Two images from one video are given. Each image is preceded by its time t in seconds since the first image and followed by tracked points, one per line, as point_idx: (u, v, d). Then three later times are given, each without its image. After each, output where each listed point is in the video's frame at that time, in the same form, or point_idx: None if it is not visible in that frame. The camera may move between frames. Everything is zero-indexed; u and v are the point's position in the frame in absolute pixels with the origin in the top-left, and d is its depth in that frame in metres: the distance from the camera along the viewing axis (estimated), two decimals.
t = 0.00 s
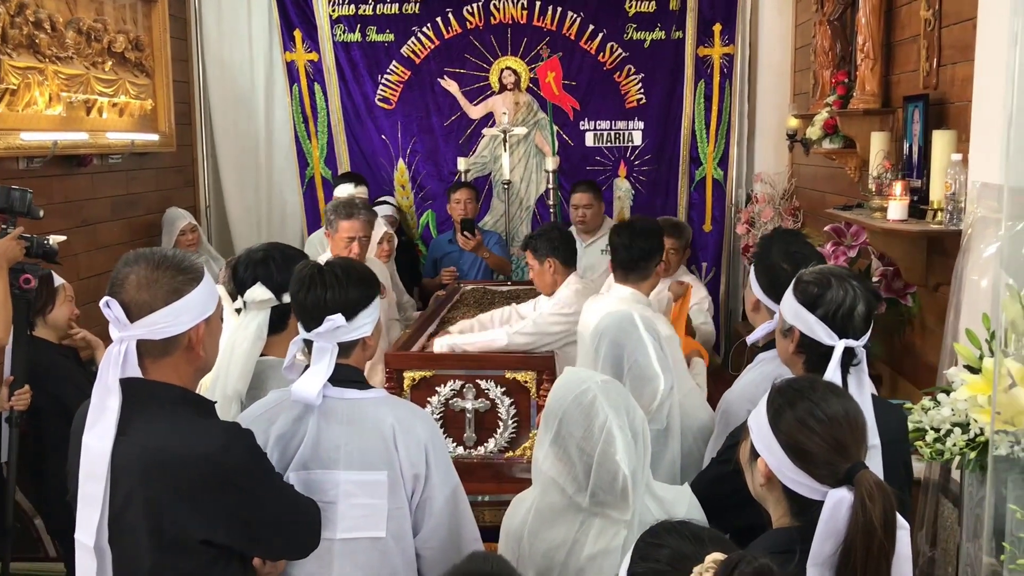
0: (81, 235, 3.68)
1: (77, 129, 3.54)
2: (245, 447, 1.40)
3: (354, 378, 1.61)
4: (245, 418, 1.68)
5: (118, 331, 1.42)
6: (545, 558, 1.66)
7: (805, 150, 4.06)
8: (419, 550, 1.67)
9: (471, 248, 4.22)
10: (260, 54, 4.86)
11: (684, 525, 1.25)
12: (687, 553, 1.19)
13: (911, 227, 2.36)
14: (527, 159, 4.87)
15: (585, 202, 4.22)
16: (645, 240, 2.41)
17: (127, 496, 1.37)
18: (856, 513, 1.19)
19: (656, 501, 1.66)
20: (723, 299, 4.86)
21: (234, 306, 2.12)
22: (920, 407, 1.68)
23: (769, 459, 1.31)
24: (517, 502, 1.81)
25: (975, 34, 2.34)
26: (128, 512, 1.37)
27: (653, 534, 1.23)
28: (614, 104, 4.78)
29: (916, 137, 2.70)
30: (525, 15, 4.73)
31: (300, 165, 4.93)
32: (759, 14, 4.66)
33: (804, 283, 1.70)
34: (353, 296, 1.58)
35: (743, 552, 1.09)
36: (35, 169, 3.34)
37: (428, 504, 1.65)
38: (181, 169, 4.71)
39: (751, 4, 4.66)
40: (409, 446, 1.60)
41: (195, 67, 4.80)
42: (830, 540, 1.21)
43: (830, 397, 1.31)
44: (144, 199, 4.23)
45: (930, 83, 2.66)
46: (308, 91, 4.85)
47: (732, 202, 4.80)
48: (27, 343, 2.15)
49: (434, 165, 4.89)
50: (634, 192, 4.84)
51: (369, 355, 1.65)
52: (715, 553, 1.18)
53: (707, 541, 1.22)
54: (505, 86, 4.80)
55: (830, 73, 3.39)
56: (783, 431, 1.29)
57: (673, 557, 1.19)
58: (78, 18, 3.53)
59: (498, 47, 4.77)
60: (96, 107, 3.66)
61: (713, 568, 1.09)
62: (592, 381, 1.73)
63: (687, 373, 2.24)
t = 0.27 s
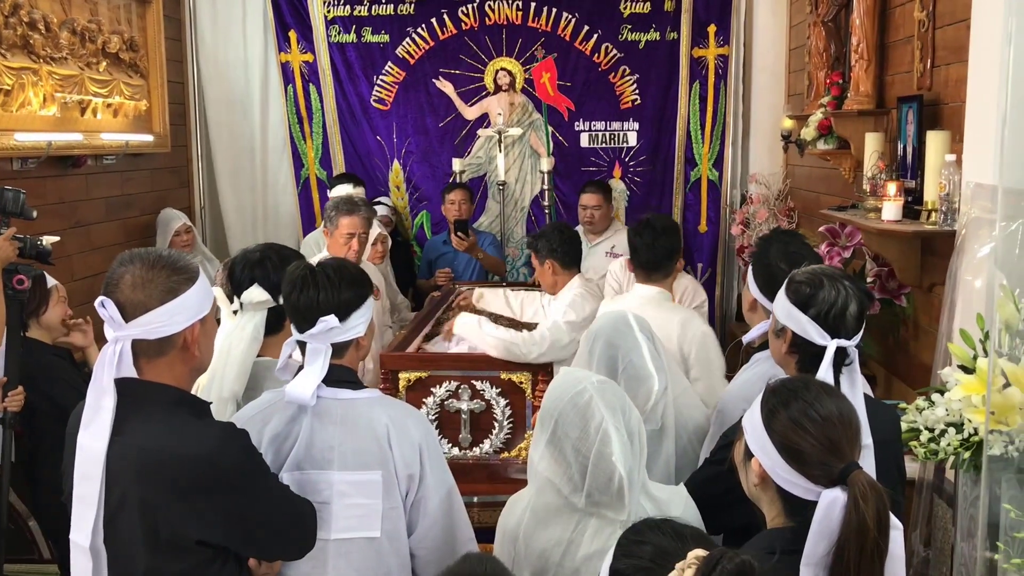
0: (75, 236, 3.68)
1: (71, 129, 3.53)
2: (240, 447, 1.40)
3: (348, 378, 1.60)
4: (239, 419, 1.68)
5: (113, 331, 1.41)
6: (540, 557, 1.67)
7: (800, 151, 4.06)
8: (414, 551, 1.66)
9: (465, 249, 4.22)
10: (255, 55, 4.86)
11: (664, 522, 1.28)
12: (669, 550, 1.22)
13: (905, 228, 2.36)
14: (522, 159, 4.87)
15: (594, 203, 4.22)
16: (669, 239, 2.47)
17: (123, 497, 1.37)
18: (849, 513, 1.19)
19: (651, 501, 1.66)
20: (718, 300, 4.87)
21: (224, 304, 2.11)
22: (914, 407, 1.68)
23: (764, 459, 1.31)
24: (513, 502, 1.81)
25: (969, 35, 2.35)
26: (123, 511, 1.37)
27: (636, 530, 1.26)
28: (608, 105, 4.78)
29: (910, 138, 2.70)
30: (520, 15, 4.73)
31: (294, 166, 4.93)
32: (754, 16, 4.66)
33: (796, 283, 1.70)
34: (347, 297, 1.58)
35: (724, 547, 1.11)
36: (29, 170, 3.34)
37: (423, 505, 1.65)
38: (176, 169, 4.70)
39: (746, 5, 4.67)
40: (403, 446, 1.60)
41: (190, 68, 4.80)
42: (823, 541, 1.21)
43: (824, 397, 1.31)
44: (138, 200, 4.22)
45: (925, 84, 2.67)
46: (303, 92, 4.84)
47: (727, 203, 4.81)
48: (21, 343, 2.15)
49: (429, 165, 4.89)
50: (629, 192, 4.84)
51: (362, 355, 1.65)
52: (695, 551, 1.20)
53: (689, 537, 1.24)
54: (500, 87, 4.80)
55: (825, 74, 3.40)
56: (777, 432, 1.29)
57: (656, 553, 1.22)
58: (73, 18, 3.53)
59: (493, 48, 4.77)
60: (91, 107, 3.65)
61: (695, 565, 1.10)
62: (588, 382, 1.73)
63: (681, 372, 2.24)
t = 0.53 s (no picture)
0: (70, 236, 3.67)
1: (67, 129, 3.52)
2: (237, 446, 1.40)
3: (345, 377, 1.60)
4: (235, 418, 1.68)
5: (109, 330, 1.41)
6: (537, 555, 1.67)
7: (795, 150, 4.07)
8: (412, 549, 1.67)
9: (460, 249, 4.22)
10: (251, 55, 4.86)
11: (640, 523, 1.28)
12: (643, 553, 1.22)
13: (901, 227, 2.37)
14: (519, 159, 4.87)
15: (596, 202, 4.23)
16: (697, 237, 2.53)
17: (120, 497, 1.37)
18: (845, 512, 1.20)
19: (648, 499, 1.66)
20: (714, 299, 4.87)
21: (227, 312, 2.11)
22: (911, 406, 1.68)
23: (760, 457, 1.31)
24: (511, 500, 1.81)
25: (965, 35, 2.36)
26: (120, 512, 1.37)
27: (610, 534, 1.26)
28: (604, 104, 4.78)
29: (906, 137, 2.71)
30: (516, 15, 4.73)
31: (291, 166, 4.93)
32: (750, 15, 4.67)
33: (794, 282, 1.70)
34: (344, 296, 1.58)
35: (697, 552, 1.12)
36: (25, 170, 3.33)
37: (420, 503, 1.65)
38: (172, 170, 4.70)
39: (742, 4, 4.67)
40: (400, 445, 1.60)
41: (186, 67, 4.79)
42: (819, 538, 1.21)
43: (821, 396, 1.31)
44: (134, 200, 4.22)
45: (920, 83, 2.68)
46: (300, 91, 4.84)
47: (723, 202, 4.81)
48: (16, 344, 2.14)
49: (425, 165, 4.89)
50: (626, 192, 4.84)
51: (359, 354, 1.65)
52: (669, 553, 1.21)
53: (663, 539, 1.24)
54: (496, 86, 4.80)
55: (821, 73, 3.40)
56: (774, 430, 1.29)
57: (629, 557, 1.22)
58: (68, 18, 3.52)
59: (489, 48, 4.77)
60: (86, 107, 3.65)
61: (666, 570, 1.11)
62: (585, 381, 1.73)
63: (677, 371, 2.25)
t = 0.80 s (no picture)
0: (66, 235, 3.66)
1: (62, 127, 3.52)
2: (234, 445, 1.40)
3: (343, 375, 1.61)
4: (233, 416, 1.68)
5: (105, 329, 1.42)
6: (535, 552, 1.68)
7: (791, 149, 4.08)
8: (410, 546, 1.67)
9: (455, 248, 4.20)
10: (247, 53, 4.85)
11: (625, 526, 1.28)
12: (627, 555, 1.22)
13: (896, 225, 2.37)
14: (515, 158, 4.88)
15: (593, 200, 4.23)
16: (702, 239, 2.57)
17: (115, 497, 1.37)
18: (841, 510, 1.20)
19: (645, 497, 1.67)
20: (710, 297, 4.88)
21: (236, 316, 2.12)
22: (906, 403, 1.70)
23: (757, 455, 1.31)
24: (508, 497, 1.81)
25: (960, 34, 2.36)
26: (116, 511, 1.37)
27: (594, 536, 1.26)
28: (601, 102, 4.79)
29: (901, 135, 2.71)
30: (512, 13, 4.73)
31: (288, 164, 4.93)
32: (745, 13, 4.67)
33: (793, 280, 1.71)
34: (342, 295, 1.58)
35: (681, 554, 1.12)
36: (20, 168, 3.32)
37: (418, 501, 1.65)
38: (167, 168, 4.69)
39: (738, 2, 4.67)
40: (398, 442, 1.60)
41: (181, 66, 4.78)
42: (816, 534, 1.22)
43: (819, 394, 1.31)
44: (130, 198, 4.21)
45: (915, 81, 2.68)
46: (296, 90, 4.84)
47: (719, 200, 4.82)
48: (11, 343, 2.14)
49: (421, 163, 4.89)
50: (622, 190, 4.84)
51: (357, 353, 1.65)
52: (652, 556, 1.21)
53: (647, 542, 1.24)
54: (493, 85, 4.80)
55: (816, 72, 3.41)
56: (772, 428, 1.29)
57: (614, 559, 1.22)
58: (63, 16, 3.51)
59: (485, 46, 4.77)
60: (81, 106, 3.64)
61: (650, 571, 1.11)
62: (582, 379, 1.72)
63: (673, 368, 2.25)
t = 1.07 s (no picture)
0: (60, 233, 3.66)
1: (56, 124, 3.51)
2: (230, 440, 1.40)
3: (340, 373, 1.61)
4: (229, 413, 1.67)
5: (97, 326, 1.41)
6: (529, 548, 1.68)
7: (786, 147, 4.08)
8: (406, 543, 1.67)
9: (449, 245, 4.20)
10: (241, 50, 4.84)
11: (614, 524, 1.28)
12: (615, 554, 1.22)
13: (891, 222, 2.38)
14: (511, 155, 4.85)
15: (581, 197, 4.24)
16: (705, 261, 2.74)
17: (110, 494, 1.37)
18: (836, 506, 1.20)
19: (640, 493, 1.67)
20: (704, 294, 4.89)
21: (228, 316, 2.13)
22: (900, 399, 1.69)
23: (756, 449, 1.32)
24: (503, 494, 1.80)
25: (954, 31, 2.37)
26: (110, 509, 1.37)
27: (583, 533, 1.26)
28: (596, 100, 4.79)
29: (896, 133, 2.72)
30: (507, 11, 4.73)
31: (283, 160, 4.91)
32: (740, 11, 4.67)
33: (791, 277, 1.71)
34: (341, 292, 1.58)
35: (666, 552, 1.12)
36: (13, 166, 3.31)
37: (415, 498, 1.65)
38: (162, 166, 4.68)
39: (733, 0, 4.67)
40: (396, 440, 1.60)
41: (176, 63, 4.77)
42: (811, 530, 1.22)
43: (817, 390, 1.32)
44: (124, 196, 4.20)
45: (910, 79, 2.69)
46: (291, 87, 4.84)
47: (714, 198, 4.83)
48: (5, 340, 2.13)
49: (417, 160, 4.88)
50: (616, 188, 4.84)
51: (355, 350, 1.65)
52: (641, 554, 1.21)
53: (635, 540, 1.25)
54: (488, 83, 4.79)
55: (811, 70, 3.41)
56: (770, 423, 1.29)
57: (602, 557, 1.22)
58: (57, 13, 3.50)
59: (480, 44, 4.76)
60: (75, 103, 3.63)
61: (638, 569, 1.12)
62: (577, 376, 1.73)
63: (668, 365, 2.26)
